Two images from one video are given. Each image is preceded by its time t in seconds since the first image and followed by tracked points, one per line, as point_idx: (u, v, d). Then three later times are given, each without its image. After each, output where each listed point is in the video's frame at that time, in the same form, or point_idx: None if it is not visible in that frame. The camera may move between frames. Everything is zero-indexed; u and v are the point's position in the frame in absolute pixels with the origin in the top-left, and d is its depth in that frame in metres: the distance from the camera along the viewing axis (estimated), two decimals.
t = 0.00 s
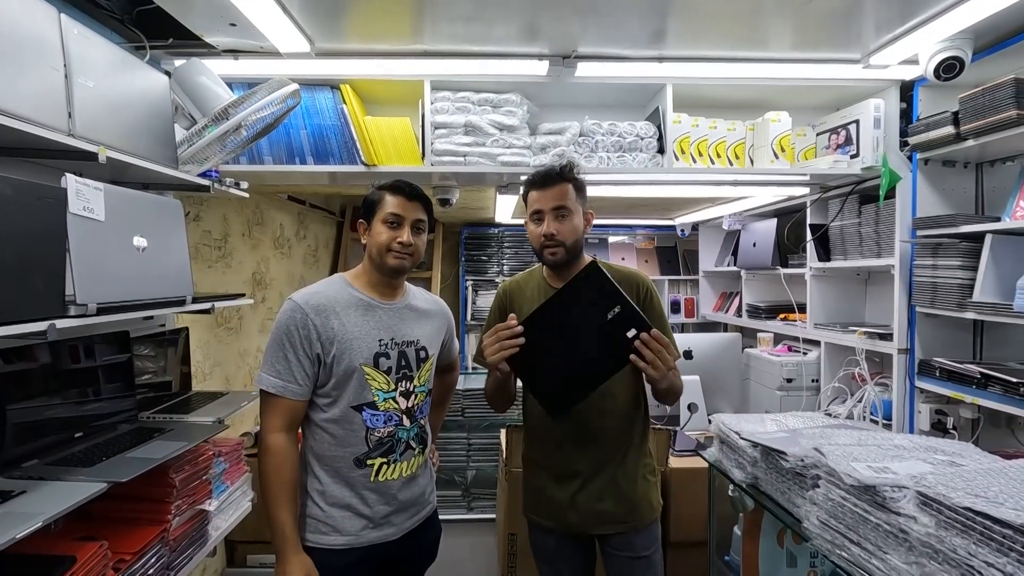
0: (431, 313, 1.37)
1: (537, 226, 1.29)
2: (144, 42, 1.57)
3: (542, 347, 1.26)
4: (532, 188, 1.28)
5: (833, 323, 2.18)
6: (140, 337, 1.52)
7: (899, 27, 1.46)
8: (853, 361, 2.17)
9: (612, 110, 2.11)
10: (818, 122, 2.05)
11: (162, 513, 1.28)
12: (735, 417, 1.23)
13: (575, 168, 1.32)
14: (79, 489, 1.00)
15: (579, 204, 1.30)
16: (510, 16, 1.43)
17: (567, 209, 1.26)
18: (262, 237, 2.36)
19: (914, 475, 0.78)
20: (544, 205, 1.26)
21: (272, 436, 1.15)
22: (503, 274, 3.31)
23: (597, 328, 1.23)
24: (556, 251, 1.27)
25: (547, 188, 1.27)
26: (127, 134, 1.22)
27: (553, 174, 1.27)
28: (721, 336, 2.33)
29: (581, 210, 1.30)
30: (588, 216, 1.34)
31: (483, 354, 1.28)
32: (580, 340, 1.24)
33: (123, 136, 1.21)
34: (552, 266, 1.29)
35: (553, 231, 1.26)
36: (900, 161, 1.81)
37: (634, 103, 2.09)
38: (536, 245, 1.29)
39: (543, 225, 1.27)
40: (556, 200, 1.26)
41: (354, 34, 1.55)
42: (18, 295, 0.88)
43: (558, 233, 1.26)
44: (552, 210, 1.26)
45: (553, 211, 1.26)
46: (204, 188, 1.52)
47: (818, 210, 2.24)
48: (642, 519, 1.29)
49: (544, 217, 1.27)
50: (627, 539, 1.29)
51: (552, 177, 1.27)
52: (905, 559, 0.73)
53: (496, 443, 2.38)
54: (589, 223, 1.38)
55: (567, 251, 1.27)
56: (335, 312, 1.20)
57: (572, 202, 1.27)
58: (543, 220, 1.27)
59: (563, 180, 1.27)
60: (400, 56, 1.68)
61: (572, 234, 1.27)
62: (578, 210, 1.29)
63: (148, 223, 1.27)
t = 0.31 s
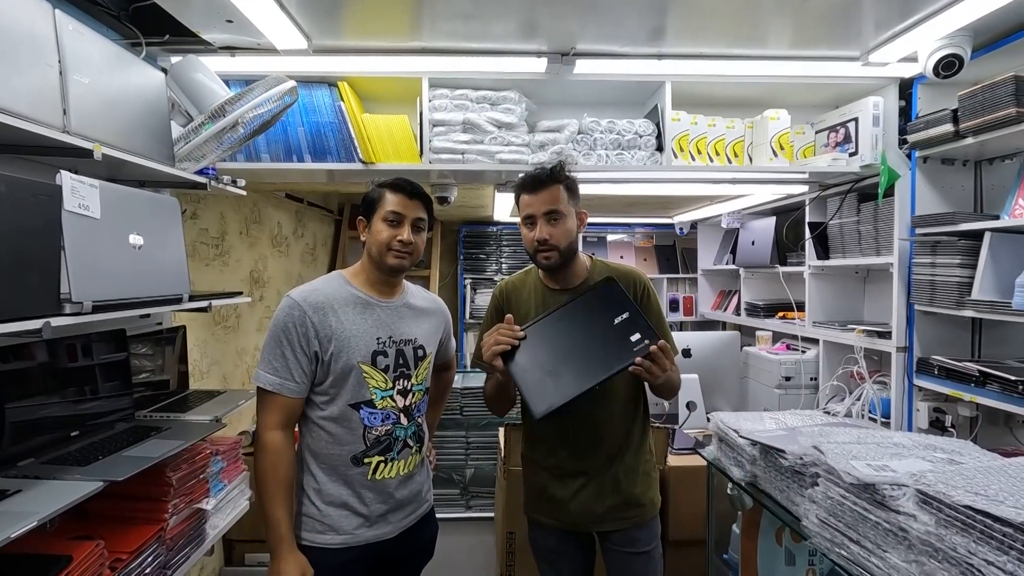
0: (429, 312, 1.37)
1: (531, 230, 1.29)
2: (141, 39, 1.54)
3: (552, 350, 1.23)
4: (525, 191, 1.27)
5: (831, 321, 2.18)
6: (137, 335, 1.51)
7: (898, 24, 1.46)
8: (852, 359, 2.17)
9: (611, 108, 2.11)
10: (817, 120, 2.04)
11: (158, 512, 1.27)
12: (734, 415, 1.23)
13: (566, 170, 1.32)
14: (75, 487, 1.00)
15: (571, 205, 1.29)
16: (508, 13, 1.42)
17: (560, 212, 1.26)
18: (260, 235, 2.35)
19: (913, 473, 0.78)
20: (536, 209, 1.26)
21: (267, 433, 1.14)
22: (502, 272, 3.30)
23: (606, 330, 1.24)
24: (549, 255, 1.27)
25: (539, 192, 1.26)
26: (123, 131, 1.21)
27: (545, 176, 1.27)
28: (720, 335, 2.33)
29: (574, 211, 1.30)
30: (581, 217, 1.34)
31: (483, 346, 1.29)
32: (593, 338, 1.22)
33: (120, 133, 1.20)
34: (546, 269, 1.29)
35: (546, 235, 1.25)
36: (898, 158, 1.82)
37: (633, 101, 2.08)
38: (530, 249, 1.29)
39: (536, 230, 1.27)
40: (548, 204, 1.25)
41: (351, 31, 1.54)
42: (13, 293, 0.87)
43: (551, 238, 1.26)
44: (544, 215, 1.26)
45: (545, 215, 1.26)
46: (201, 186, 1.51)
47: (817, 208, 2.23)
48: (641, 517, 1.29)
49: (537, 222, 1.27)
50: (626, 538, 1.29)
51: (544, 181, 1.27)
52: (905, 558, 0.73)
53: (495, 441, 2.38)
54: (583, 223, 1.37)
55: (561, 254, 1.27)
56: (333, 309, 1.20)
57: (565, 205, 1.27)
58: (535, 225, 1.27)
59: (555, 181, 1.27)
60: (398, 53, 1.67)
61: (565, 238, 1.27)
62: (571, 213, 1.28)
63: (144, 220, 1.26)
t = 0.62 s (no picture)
0: (426, 310, 1.36)
1: (529, 227, 1.28)
2: (136, 35, 1.53)
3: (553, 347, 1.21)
4: (522, 188, 1.27)
5: (830, 320, 2.18)
6: (133, 334, 1.50)
7: (898, 21, 1.45)
8: (850, 358, 2.17)
9: (609, 105, 2.10)
10: (816, 118, 2.04)
11: (154, 511, 1.26)
12: (733, 414, 1.22)
13: (565, 167, 1.31)
14: (70, 487, 0.99)
15: (569, 203, 1.28)
16: (506, 9, 1.41)
17: (558, 209, 1.25)
18: (257, 233, 2.34)
19: (914, 472, 0.77)
20: (533, 205, 1.25)
21: (263, 429, 1.13)
22: (500, 271, 3.29)
23: (611, 327, 1.21)
24: (546, 250, 1.26)
25: (536, 188, 1.25)
26: (118, 127, 1.20)
27: (543, 172, 1.26)
28: (719, 333, 2.33)
29: (573, 208, 1.29)
30: (580, 214, 1.33)
31: (494, 349, 1.26)
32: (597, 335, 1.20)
33: (114, 130, 1.19)
34: (543, 265, 1.29)
35: (542, 232, 1.25)
36: (898, 156, 1.84)
37: (632, 99, 2.07)
38: (527, 244, 1.28)
39: (533, 226, 1.27)
40: (545, 201, 1.25)
41: (348, 28, 1.53)
42: (6, 291, 0.86)
43: (548, 234, 1.25)
44: (541, 211, 1.25)
45: (542, 211, 1.25)
46: (197, 184, 1.50)
47: (817, 206, 2.22)
48: (637, 517, 1.28)
49: (534, 218, 1.26)
50: (622, 537, 1.28)
51: (542, 177, 1.26)
52: (905, 558, 0.73)
53: (493, 439, 2.38)
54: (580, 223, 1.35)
55: (557, 250, 1.26)
56: (330, 308, 1.19)
57: (562, 202, 1.26)
58: (532, 222, 1.27)
59: (553, 178, 1.26)
60: (395, 50, 1.66)
61: (563, 235, 1.26)
62: (569, 210, 1.27)
63: (139, 217, 1.25)
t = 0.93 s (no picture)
0: (421, 308, 1.35)
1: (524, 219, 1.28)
2: (131, 32, 1.52)
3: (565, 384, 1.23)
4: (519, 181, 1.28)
5: (829, 319, 2.17)
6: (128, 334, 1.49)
7: (899, 18, 1.44)
8: (850, 357, 2.16)
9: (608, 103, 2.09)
10: (816, 116, 2.03)
11: (148, 513, 1.25)
12: (732, 414, 1.22)
13: (565, 163, 1.30)
14: (63, 488, 0.98)
15: (567, 196, 1.27)
16: (504, 6, 1.40)
17: (550, 199, 1.25)
18: (254, 232, 2.33)
19: (917, 473, 0.76)
20: (527, 196, 1.25)
21: (258, 432, 1.12)
22: (499, 270, 3.28)
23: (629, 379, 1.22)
24: (540, 242, 1.25)
25: (531, 181, 1.26)
26: (112, 125, 1.19)
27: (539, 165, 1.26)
28: (718, 332, 2.32)
29: (570, 203, 1.28)
30: (579, 208, 1.31)
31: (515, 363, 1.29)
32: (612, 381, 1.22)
33: (108, 127, 1.18)
34: (538, 257, 1.28)
35: (534, 222, 1.24)
36: (897, 155, 1.83)
37: (632, 96, 2.06)
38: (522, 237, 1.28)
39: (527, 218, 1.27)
40: (539, 191, 1.25)
41: (345, 25, 1.52)
42: None
43: (541, 225, 1.25)
44: (535, 202, 1.25)
45: (535, 203, 1.25)
46: (192, 182, 1.49)
47: (817, 204, 2.21)
48: (634, 517, 1.28)
49: (527, 210, 1.27)
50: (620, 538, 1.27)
51: (539, 171, 1.26)
52: (907, 560, 0.72)
53: (491, 439, 2.37)
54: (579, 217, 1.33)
55: (551, 242, 1.25)
56: (324, 307, 1.18)
57: (557, 194, 1.25)
58: (526, 212, 1.27)
59: (549, 172, 1.26)
60: (392, 47, 1.65)
61: (556, 226, 1.24)
62: (564, 202, 1.26)
63: (133, 215, 1.24)
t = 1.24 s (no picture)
0: (417, 306, 1.35)
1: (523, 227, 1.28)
2: (127, 29, 1.51)
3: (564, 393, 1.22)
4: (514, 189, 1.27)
5: (829, 318, 2.17)
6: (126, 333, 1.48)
7: (899, 17, 1.44)
8: (849, 357, 2.16)
9: (607, 102, 2.09)
10: (816, 115, 2.02)
11: (145, 513, 1.25)
12: (732, 414, 1.21)
13: (557, 164, 1.29)
14: (59, 488, 0.97)
15: (564, 199, 1.27)
16: (503, 5, 1.40)
17: (547, 207, 1.24)
18: (252, 231, 2.32)
19: (917, 474, 0.76)
20: (524, 206, 1.25)
21: (253, 433, 1.11)
22: (498, 269, 3.28)
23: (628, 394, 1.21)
24: (542, 249, 1.26)
25: (525, 189, 1.25)
26: (109, 123, 1.18)
27: (533, 171, 1.25)
28: (718, 332, 2.32)
29: (567, 205, 1.28)
30: (576, 208, 1.31)
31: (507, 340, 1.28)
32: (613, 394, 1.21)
33: (105, 126, 1.17)
34: (543, 263, 1.29)
35: (535, 232, 1.24)
36: (898, 154, 1.83)
37: (631, 95, 2.06)
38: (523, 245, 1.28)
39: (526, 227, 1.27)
40: (536, 199, 1.24)
41: (344, 23, 1.52)
42: None
43: (541, 233, 1.25)
44: (533, 210, 1.24)
45: (534, 211, 1.24)
46: (189, 181, 1.48)
47: (816, 203, 2.21)
48: (632, 516, 1.27)
49: (526, 219, 1.26)
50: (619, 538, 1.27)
51: (533, 177, 1.25)
52: (907, 561, 0.72)
53: (490, 438, 2.36)
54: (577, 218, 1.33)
55: (554, 248, 1.26)
56: (320, 306, 1.17)
57: (554, 199, 1.25)
58: (525, 221, 1.27)
59: (544, 176, 1.24)
60: (390, 45, 1.65)
61: (558, 232, 1.25)
62: (562, 207, 1.26)
63: (130, 214, 1.24)
